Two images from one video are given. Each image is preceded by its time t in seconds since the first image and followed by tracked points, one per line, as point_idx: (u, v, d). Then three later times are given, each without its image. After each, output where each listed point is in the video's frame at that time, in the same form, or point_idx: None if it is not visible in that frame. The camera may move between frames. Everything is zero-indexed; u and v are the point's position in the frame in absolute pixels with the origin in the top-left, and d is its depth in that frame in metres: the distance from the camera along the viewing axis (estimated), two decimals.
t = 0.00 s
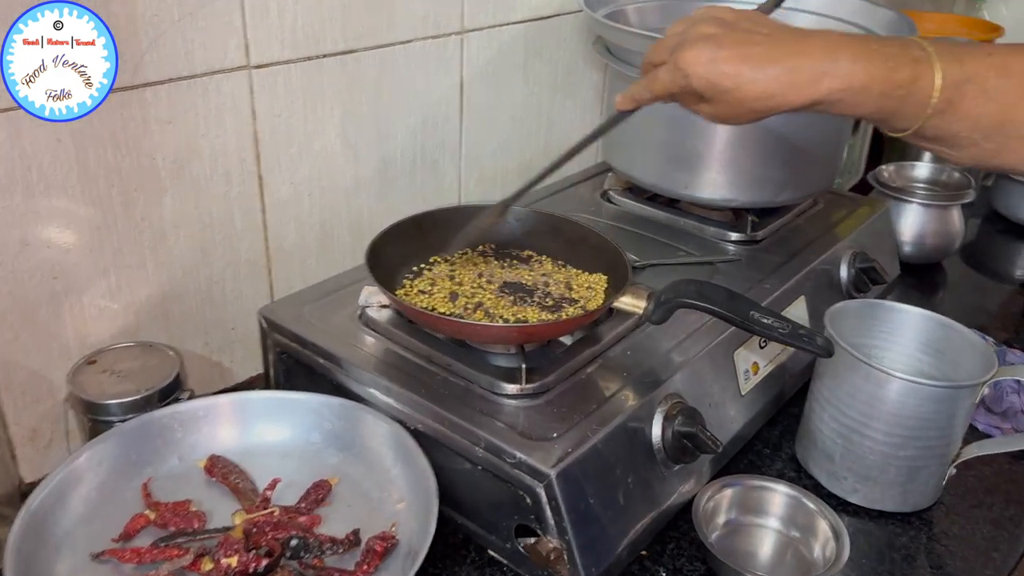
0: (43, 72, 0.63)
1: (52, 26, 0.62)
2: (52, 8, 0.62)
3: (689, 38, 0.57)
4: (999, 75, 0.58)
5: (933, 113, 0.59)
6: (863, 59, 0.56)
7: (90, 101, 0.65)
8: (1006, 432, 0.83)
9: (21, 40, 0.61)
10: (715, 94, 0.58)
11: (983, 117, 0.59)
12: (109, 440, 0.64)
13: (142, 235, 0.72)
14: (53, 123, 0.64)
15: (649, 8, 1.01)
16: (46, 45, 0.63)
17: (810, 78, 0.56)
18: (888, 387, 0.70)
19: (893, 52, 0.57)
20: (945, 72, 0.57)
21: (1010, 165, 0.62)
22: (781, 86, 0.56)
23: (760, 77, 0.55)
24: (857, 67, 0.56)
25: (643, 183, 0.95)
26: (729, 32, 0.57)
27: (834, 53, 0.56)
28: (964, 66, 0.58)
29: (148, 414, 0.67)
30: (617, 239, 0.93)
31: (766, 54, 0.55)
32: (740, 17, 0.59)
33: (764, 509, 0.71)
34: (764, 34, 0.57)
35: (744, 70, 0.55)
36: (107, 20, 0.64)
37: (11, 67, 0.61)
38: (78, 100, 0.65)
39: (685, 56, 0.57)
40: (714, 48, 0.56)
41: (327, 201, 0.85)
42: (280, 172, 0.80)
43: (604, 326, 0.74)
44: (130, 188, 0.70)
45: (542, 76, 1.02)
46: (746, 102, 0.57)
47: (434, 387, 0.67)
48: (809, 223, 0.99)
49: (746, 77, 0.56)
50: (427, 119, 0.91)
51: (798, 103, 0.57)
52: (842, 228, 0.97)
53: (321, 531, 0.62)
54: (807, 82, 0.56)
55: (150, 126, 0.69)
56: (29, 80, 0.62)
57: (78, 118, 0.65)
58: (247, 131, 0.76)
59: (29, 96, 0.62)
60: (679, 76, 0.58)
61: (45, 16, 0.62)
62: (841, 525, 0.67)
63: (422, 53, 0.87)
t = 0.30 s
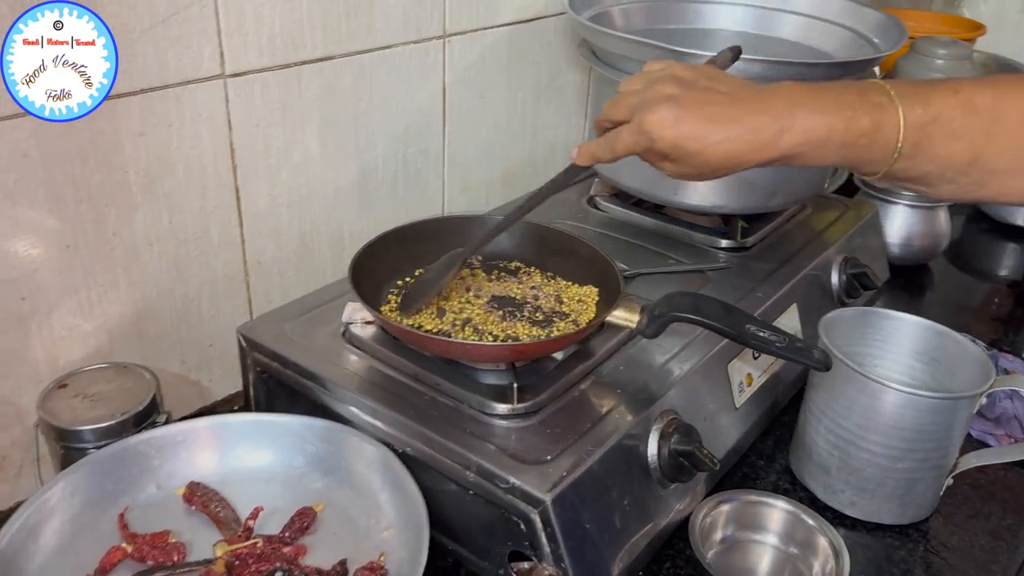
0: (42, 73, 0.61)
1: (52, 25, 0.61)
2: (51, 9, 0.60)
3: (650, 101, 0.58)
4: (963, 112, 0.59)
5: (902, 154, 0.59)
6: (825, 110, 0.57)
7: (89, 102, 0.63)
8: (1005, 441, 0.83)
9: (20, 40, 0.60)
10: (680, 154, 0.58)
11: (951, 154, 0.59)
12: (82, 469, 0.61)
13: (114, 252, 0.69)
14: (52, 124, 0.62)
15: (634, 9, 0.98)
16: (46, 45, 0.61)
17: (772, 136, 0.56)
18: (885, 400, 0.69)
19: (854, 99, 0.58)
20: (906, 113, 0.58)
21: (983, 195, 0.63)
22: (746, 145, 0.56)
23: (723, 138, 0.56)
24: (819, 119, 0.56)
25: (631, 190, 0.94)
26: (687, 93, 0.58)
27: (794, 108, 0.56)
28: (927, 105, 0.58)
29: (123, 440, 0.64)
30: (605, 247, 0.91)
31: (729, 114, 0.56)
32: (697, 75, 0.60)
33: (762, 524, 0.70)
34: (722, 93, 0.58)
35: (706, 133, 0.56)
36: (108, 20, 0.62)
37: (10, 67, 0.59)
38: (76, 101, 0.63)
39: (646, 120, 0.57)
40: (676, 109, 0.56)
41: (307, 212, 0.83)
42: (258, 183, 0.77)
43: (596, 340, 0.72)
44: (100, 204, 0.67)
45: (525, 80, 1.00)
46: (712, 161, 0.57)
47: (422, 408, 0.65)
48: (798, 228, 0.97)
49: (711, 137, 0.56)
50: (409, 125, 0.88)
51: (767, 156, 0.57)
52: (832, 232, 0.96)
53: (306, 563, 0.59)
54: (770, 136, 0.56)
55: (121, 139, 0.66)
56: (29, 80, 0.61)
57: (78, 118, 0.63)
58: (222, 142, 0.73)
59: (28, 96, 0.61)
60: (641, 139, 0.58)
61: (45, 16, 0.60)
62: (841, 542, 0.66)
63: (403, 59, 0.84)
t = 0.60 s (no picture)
0: (42, 72, 0.61)
1: (52, 25, 0.61)
2: (51, 8, 0.60)
3: (762, 23, 0.53)
4: None
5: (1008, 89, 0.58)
6: (955, 25, 0.54)
7: (90, 101, 0.63)
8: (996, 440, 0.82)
9: (20, 40, 0.60)
10: (798, 77, 0.53)
11: None
12: (57, 482, 0.59)
13: (90, 259, 0.68)
14: (53, 123, 0.62)
15: (616, 8, 0.97)
16: (46, 45, 0.61)
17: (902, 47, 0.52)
18: (873, 400, 0.68)
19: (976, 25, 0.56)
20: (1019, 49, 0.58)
21: None
22: (872, 57, 0.51)
23: (852, 51, 0.51)
24: (948, 33, 0.53)
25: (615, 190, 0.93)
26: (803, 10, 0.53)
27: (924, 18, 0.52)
28: None
29: (100, 451, 0.62)
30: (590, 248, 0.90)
31: (854, 24, 0.51)
32: None
33: (752, 526, 0.69)
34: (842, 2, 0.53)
35: (830, 46, 0.51)
36: (108, 21, 0.62)
37: (10, 66, 0.59)
38: (77, 100, 0.62)
39: (760, 41, 0.52)
40: (792, 28, 0.52)
41: (287, 215, 0.81)
42: (236, 187, 0.75)
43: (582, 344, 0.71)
44: (74, 212, 0.65)
45: (507, 79, 0.99)
46: (837, 78, 0.52)
47: (407, 414, 0.64)
48: (783, 227, 0.97)
49: (837, 51, 0.51)
50: (390, 126, 0.87)
51: (890, 74, 0.53)
52: (817, 230, 0.96)
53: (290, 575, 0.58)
54: (897, 50, 0.52)
55: (95, 144, 0.64)
56: (28, 80, 0.60)
57: (78, 118, 0.63)
58: (198, 145, 0.71)
59: (29, 96, 0.60)
60: (754, 68, 0.53)
61: (45, 16, 0.60)
62: (831, 544, 0.65)
63: (384, 58, 0.83)
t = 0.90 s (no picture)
0: (42, 72, 0.62)
1: (52, 25, 0.61)
2: (52, 8, 0.60)
3: (697, 79, 0.56)
4: (1011, 94, 0.58)
5: (949, 134, 0.58)
6: (880, 87, 0.55)
7: (90, 101, 0.64)
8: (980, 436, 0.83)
9: (21, 40, 0.60)
10: (728, 133, 0.56)
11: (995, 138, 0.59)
12: (42, 488, 0.59)
13: (74, 265, 0.67)
14: (54, 124, 0.62)
15: (599, 11, 0.98)
16: (46, 45, 0.61)
17: (828, 111, 0.54)
18: (856, 398, 0.69)
19: (912, 75, 0.56)
20: (958, 93, 0.57)
21: None
22: (801, 121, 0.54)
23: (777, 114, 0.54)
24: (875, 95, 0.54)
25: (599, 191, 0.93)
26: (739, 69, 0.56)
27: (852, 81, 0.54)
28: (977, 85, 0.58)
29: (86, 457, 0.62)
30: (575, 249, 0.90)
31: (783, 89, 0.54)
32: (749, 53, 0.58)
33: (737, 524, 0.70)
34: (775, 68, 0.56)
35: (758, 108, 0.54)
36: (107, 21, 0.63)
37: (11, 67, 0.60)
38: (78, 100, 0.63)
39: (693, 97, 0.55)
40: (722, 88, 0.55)
41: (272, 219, 0.81)
42: (220, 190, 0.75)
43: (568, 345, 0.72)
44: (57, 217, 0.65)
45: (491, 81, 0.99)
46: (764, 138, 0.56)
47: (393, 417, 0.64)
48: (765, 226, 0.98)
49: (764, 114, 0.54)
50: (374, 129, 0.87)
51: (820, 137, 0.55)
52: (799, 230, 0.97)
53: None
54: (823, 112, 0.54)
55: (78, 149, 0.64)
56: (29, 80, 0.61)
57: (78, 118, 0.63)
58: (181, 148, 0.71)
59: (29, 96, 0.61)
60: (687, 119, 0.57)
61: (45, 16, 0.61)
62: (814, 541, 0.66)
63: (367, 62, 0.83)
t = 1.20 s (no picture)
0: (42, 72, 0.62)
1: (52, 25, 0.62)
2: (51, 8, 0.61)
3: (614, 94, 0.59)
4: (925, 104, 0.60)
5: (858, 147, 0.61)
6: (783, 107, 0.58)
7: (89, 101, 0.64)
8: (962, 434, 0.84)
9: (20, 40, 0.61)
10: (641, 147, 0.59)
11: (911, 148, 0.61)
12: (23, 492, 0.59)
13: (55, 268, 0.67)
14: (52, 123, 0.63)
15: (582, 13, 0.98)
16: (46, 45, 0.62)
17: (731, 130, 0.58)
18: (837, 397, 0.70)
19: (814, 93, 0.59)
20: (865, 107, 0.59)
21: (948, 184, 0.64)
22: (706, 139, 0.58)
23: (686, 133, 0.57)
24: (776, 114, 0.58)
25: (583, 192, 0.94)
26: (654, 87, 0.58)
27: (754, 103, 0.58)
28: (888, 99, 0.60)
29: (67, 460, 0.62)
30: (559, 251, 0.91)
31: (693, 108, 0.57)
32: (664, 71, 0.61)
33: (720, 523, 0.70)
34: (686, 88, 0.58)
35: (669, 127, 0.57)
36: (107, 20, 0.63)
37: (10, 66, 0.60)
38: (77, 100, 0.64)
39: (611, 111, 0.58)
40: (638, 104, 0.57)
41: (255, 222, 0.81)
42: (202, 193, 0.75)
43: (551, 346, 0.72)
44: (38, 219, 0.65)
45: (475, 83, 1.00)
46: (673, 154, 0.59)
47: (376, 418, 0.64)
48: (748, 227, 0.98)
49: (674, 132, 0.57)
50: (358, 131, 0.87)
51: (725, 152, 0.59)
52: (782, 231, 0.97)
53: None
54: (729, 133, 0.58)
55: (59, 152, 0.64)
56: (28, 80, 0.61)
57: (79, 118, 0.64)
58: (163, 151, 0.71)
59: (29, 96, 0.62)
60: (606, 131, 0.59)
61: (45, 16, 0.61)
62: (797, 540, 0.66)
63: (350, 64, 0.83)
